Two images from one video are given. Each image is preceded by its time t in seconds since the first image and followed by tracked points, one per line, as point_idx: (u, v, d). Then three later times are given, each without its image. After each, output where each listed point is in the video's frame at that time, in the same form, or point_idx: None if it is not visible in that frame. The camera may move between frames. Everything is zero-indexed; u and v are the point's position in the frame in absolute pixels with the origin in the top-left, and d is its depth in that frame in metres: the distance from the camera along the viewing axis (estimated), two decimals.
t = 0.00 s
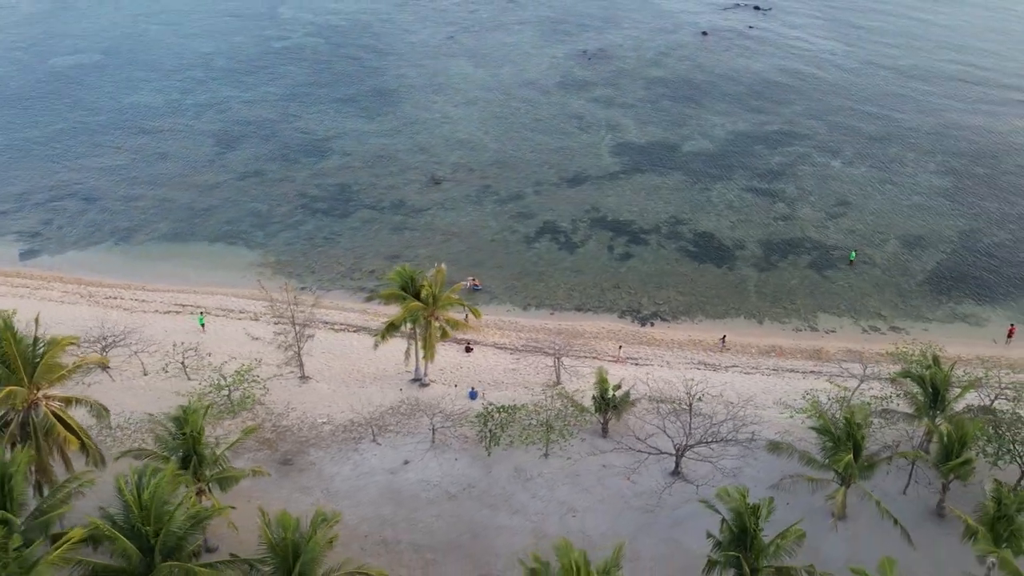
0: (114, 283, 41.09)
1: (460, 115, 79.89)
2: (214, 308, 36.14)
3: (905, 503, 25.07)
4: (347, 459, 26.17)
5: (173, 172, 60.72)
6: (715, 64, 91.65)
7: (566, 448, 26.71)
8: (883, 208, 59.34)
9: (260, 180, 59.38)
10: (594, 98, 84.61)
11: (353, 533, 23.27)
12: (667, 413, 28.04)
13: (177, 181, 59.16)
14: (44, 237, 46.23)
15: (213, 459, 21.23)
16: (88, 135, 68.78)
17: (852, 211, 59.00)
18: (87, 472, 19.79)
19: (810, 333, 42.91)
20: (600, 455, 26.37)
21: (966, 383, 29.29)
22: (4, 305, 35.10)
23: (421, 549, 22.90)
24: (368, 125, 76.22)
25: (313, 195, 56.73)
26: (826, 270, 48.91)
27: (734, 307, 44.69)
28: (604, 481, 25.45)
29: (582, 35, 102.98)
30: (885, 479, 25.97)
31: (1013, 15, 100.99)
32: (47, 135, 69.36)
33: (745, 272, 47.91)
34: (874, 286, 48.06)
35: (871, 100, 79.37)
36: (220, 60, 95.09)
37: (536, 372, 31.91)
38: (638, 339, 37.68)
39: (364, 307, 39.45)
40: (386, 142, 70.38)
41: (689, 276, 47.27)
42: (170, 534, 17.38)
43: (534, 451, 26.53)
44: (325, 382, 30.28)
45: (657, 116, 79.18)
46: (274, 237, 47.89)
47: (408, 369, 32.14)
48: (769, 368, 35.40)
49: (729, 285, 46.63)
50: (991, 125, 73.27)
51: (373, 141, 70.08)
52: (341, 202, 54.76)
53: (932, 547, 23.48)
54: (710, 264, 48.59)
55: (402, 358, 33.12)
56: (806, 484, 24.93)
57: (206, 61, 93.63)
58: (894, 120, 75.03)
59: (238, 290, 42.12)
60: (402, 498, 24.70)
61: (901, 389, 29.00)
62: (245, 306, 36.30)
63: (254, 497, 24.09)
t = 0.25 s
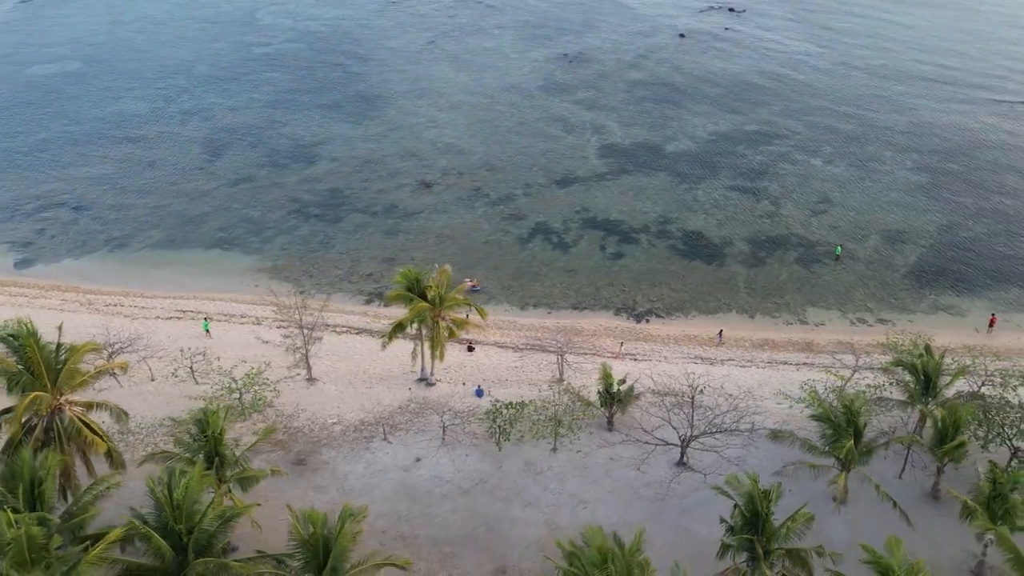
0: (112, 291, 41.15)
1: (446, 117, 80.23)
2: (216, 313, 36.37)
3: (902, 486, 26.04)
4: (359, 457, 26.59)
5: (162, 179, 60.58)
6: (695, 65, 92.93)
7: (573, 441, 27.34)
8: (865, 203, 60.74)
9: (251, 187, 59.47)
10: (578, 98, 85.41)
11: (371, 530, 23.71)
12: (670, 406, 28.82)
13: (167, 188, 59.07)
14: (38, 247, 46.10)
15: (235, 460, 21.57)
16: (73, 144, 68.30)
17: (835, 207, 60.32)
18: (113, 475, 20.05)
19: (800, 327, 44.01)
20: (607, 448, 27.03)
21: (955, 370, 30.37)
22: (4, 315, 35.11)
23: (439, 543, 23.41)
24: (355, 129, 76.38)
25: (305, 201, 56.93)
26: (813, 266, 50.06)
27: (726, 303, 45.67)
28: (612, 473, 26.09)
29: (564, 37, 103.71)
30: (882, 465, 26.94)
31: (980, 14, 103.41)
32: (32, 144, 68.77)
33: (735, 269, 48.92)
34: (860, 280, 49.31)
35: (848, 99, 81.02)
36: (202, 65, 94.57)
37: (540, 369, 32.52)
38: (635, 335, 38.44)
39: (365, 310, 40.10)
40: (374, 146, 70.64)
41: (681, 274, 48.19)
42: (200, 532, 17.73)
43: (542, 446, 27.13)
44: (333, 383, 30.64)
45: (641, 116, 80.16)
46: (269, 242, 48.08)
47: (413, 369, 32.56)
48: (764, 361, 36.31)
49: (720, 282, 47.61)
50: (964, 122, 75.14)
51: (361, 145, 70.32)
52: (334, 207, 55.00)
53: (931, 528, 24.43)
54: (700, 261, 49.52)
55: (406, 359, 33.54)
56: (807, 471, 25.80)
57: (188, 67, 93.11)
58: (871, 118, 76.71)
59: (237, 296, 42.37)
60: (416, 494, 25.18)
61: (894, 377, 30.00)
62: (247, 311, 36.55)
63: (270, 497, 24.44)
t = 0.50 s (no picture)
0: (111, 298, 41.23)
1: (433, 120, 80.72)
2: (218, 318, 36.61)
3: (896, 472, 27.05)
4: (371, 456, 27.07)
5: (153, 187, 60.46)
6: (677, 68, 94.21)
7: (580, 436, 28.01)
8: (848, 201, 62.13)
9: (244, 193, 59.60)
10: (564, 100, 86.21)
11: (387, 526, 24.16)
12: (672, 400, 29.60)
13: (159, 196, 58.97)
14: (33, 255, 45.98)
15: (255, 459, 21.93)
16: (61, 153, 67.85)
17: (819, 205, 61.65)
18: (137, 477, 20.35)
19: (790, 321, 45.08)
20: (614, 441, 27.73)
21: (944, 360, 31.45)
22: (6, 323, 35.12)
23: (454, 538, 23.95)
24: (343, 134, 76.57)
25: (298, 206, 57.17)
26: (801, 262, 51.20)
27: (719, 299, 46.66)
28: (619, 465, 26.78)
29: (547, 40, 104.59)
30: (878, 453, 27.92)
31: (951, 15, 105.85)
32: (18, 153, 68.23)
33: (725, 266, 49.92)
34: (847, 274, 50.53)
35: (827, 99, 82.72)
36: (186, 71, 94.14)
37: (542, 367, 33.19)
38: (632, 332, 39.16)
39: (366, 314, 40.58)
40: (364, 150, 70.95)
41: (673, 271, 49.13)
42: (229, 529, 18.15)
43: (549, 441, 27.77)
44: (340, 385, 31.01)
45: (627, 117, 81.18)
46: (266, 247, 48.26)
47: (418, 368, 33.05)
48: (758, 355, 37.23)
49: (712, 279, 48.59)
50: (939, 120, 77.01)
51: (351, 150, 70.57)
52: (328, 211, 55.29)
53: (927, 511, 25.40)
54: (691, 259, 50.46)
55: (410, 359, 33.99)
56: (807, 459, 26.67)
57: (172, 74, 92.66)
58: (850, 118, 78.34)
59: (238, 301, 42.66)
60: (429, 491, 25.68)
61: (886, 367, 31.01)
62: (250, 315, 36.83)
63: (286, 497, 24.82)
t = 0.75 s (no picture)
0: (111, 305, 41.33)
1: (422, 123, 81.11)
2: (221, 323, 36.90)
3: (892, 460, 27.97)
4: (382, 454, 27.55)
5: (145, 193, 60.33)
6: (660, 70, 95.45)
7: (584, 431, 28.66)
8: (833, 199, 63.46)
9: (236, 199, 59.66)
10: (551, 103, 86.96)
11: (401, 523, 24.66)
12: (673, 395, 30.36)
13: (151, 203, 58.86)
14: (29, 264, 45.85)
15: (273, 458, 22.33)
16: (49, 160, 67.40)
17: (804, 203, 62.89)
18: (159, 477, 20.71)
19: (782, 316, 46.09)
20: (618, 436, 28.42)
21: (934, 351, 32.46)
22: (8, 331, 35.18)
23: (468, 531, 24.52)
24: (333, 139, 76.76)
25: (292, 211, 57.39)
26: (789, 259, 52.28)
27: (711, 296, 47.58)
28: (624, 458, 27.46)
29: (530, 43, 105.45)
30: (873, 442, 28.84)
31: (924, 17, 108.16)
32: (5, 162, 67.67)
33: (717, 264, 50.88)
34: (835, 270, 51.68)
35: (808, 99, 84.28)
36: (172, 77, 93.72)
37: (544, 366, 33.84)
38: (629, 329, 39.90)
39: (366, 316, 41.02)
40: (354, 154, 71.22)
41: (666, 270, 49.99)
42: (255, 526, 18.57)
43: (556, 436, 28.40)
44: (346, 386, 31.43)
45: (613, 118, 82.14)
46: (263, 251, 48.49)
47: (422, 368, 33.55)
48: (752, 350, 38.10)
49: (705, 277, 49.52)
50: (917, 119, 78.78)
51: (341, 154, 70.81)
52: (322, 215, 55.58)
53: (922, 496, 26.34)
54: (682, 258, 51.34)
55: (413, 359, 34.48)
56: (807, 449, 27.51)
57: (157, 80, 92.24)
58: (830, 117, 79.85)
59: (238, 306, 42.92)
60: (441, 487, 26.20)
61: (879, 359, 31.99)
62: (252, 319, 37.14)
63: (300, 496, 25.21)
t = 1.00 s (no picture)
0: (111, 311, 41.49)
1: (411, 126, 81.49)
2: (224, 327, 37.21)
3: (887, 450, 28.88)
4: (391, 453, 28.04)
5: (138, 200, 60.27)
6: (644, 72, 96.54)
7: (589, 427, 29.31)
8: (818, 197, 64.68)
9: (230, 205, 59.76)
10: (539, 105, 87.65)
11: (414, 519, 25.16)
12: (674, 390, 31.11)
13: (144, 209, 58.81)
14: (26, 272, 45.80)
15: (290, 457, 22.73)
16: (38, 168, 67.05)
17: (792, 202, 64.02)
18: (180, 478, 21.08)
19: (774, 312, 47.03)
20: (622, 431, 29.11)
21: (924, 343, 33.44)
22: (11, 338, 35.32)
23: (480, 526, 25.07)
24: (323, 142, 76.94)
25: (286, 216, 57.61)
26: (778, 256, 53.28)
27: (704, 294, 48.44)
28: (629, 452, 28.14)
29: (515, 46, 106.20)
30: (868, 432, 29.73)
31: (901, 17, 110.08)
32: None
33: (708, 262, 51.76)
34: (824, 267, 52.75)
35: (790, 100, 85.69)
36: (158, 83, 93.38)
37: (546, 364, 34.48)
38: (627, 327, 40.61)
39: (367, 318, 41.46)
40: (345, 158, 71.50)
41: (659, 269, 50.81)
42: (278, 524, 19.00)
43: (561, 432, 29.03)
44: (352, 387, 31.89)
45: (601, 120, 83.03)
46: (260, 256, 48.72)
47: (426, 369, 34.05)
48: (747, 345, 38.95)
49: (697, 275, 50.40)
50: (897, 118, 80.32)
51: (333, 158, 71.05)
52: (317, 219, 55.87)
53: (917, 484, 27.22)
54: (675, 257, 52.20)
55: (416, 359, 34.96)
56: (805, 440, 28.34)
57: (143, 86, 91.89)
58: (812, 117, 81.17)
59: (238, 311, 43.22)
60: (451, 484, 26.73)
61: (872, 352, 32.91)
62: (255, 323, 37.47)
63: (314, 495, 25.63)
